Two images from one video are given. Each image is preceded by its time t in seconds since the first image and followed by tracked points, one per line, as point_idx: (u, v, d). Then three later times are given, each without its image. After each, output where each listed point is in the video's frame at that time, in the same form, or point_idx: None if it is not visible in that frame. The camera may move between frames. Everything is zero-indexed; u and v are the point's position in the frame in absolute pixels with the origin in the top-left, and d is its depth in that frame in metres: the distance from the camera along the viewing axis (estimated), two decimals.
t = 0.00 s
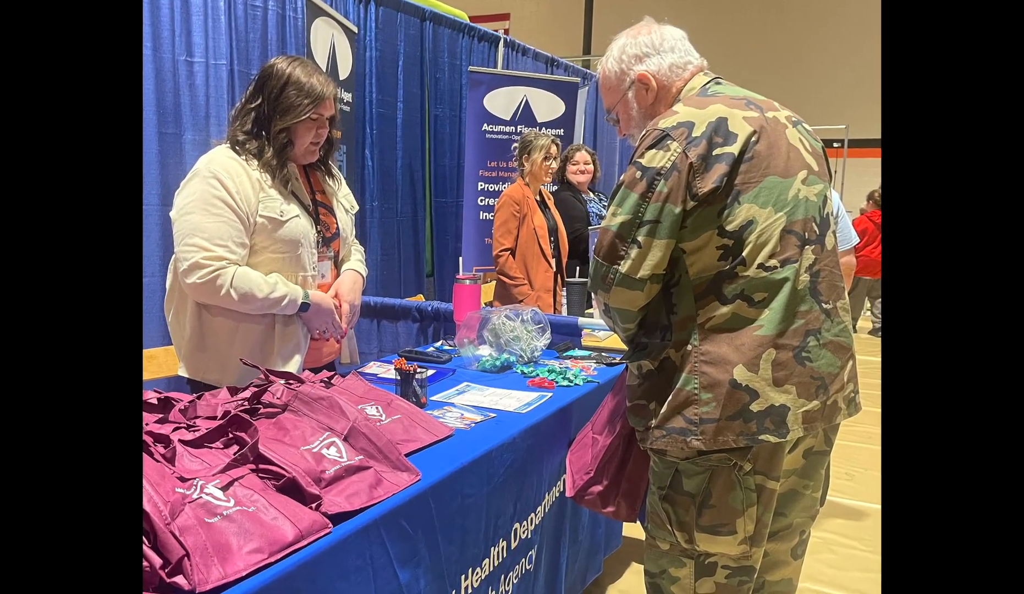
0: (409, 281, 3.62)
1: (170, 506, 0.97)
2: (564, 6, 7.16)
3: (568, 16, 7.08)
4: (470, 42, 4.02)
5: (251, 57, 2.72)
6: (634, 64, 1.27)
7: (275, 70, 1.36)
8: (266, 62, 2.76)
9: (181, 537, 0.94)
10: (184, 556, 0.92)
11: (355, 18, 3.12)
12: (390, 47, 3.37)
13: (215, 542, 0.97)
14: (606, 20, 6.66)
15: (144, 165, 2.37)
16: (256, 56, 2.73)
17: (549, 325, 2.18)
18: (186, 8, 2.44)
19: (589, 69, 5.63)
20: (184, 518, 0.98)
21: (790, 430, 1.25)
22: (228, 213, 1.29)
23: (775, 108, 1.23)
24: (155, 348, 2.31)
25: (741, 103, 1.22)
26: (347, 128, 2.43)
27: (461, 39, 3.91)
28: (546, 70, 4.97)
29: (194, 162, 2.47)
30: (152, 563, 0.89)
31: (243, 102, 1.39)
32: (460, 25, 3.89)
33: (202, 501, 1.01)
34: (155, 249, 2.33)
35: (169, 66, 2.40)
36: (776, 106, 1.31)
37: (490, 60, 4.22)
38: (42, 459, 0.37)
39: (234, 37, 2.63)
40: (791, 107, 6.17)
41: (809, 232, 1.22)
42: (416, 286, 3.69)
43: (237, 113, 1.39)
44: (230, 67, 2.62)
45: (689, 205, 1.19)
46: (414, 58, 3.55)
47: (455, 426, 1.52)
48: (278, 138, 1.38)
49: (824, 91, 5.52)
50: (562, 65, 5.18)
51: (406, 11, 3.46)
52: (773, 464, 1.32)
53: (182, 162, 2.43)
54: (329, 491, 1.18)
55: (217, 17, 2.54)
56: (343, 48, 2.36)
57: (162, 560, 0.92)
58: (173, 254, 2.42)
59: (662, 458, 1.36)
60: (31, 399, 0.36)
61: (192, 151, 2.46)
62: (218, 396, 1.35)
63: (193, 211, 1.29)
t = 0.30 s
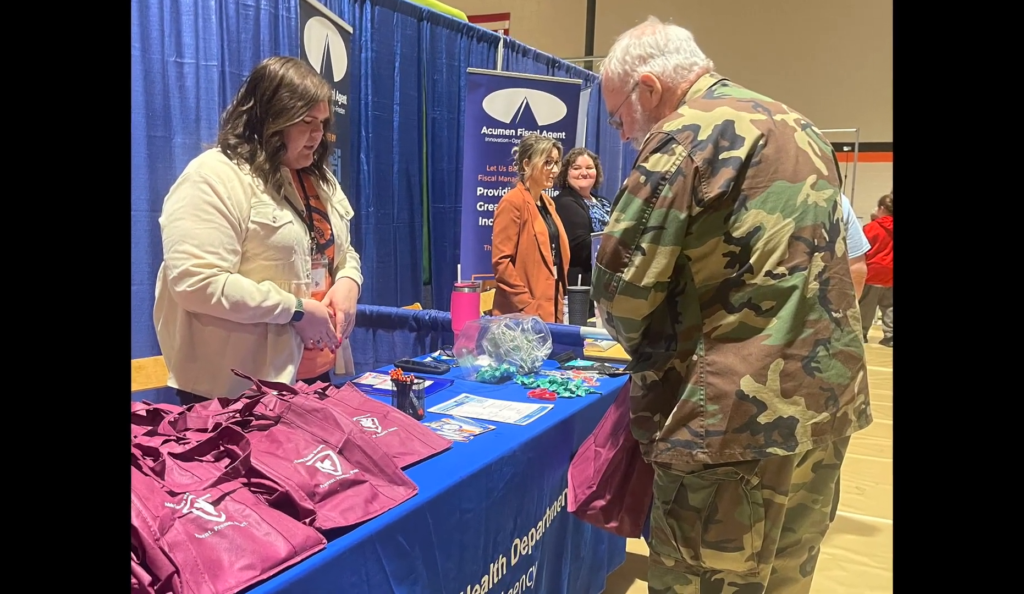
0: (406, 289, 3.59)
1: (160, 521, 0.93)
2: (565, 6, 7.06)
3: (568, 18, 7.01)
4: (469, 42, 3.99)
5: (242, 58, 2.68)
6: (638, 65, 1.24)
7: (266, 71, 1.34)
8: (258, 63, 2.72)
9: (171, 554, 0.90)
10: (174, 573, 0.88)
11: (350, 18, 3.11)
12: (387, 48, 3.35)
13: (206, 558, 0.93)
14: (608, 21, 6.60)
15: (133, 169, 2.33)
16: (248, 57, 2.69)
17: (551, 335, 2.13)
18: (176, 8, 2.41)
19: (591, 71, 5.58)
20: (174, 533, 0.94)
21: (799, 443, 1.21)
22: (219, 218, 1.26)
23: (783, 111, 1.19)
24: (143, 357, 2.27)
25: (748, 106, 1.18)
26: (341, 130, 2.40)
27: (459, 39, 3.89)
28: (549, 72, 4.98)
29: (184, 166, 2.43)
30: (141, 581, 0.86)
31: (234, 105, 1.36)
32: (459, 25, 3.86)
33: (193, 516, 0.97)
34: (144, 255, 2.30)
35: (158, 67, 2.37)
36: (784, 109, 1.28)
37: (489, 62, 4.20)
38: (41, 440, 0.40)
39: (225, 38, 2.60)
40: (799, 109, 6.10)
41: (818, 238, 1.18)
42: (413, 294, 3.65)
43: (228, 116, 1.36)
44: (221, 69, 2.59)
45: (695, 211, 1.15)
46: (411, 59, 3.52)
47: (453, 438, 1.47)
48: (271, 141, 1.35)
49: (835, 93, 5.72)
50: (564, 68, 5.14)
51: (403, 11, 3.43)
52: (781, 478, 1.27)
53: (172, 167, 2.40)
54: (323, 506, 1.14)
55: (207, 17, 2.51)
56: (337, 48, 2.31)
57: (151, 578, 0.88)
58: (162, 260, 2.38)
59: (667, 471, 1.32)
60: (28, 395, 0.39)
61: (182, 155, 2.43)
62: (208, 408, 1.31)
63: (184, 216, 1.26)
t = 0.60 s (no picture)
0: (402, 298, 3.55)
1: (147, 538, 0.90)
2: (566, 5, 6.92)
3: (569, 18, 6.93)
4: (467, 43, 3.96)
5: (234, 59, 2.63)
6: (642, 66, 1.20)
7: (258, 73, 1.31)
8: (249, 63, 2.67)
9: (160, 572, 0.87)
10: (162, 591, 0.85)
11: (345, 17, 3.06)
12: (382, 48, 3.32)
13: (196, 576, 0.90)
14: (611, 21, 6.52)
15: (121, 174, 2.28)
16: (240, 59, 2.64)
17: (552, 345, 2.09)
18: (165, 7, 2.35)
19: (593, 73, 5.52)
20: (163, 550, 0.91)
21: (809, 456, 1.17)
22: (209, 224, 1.23)
23: (792, 113, 1.16)
24: (131, 367, 2.23)
25: (756, 108, 1.15)
26: (337, 133, 2.36)
27: (457, 39, 3.86)
28: (551, 74, 4.97)
29: (173, 171, 2.38)
30: None
31: (225, 108, 1.33)
32: (456, 25, 3.84)
33: (182, 532, 0.94)
34: (132, 262, 2.25)
35: (146, 68, 2.32)
36: (793, 111, 1.24)
37: (489, 62, 4.17)
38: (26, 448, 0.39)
39: (216, 38, 2.55)
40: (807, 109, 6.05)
41: (828, 245, 1.14)
42: (410, 303, 3.62)
43: (219, 120, 1.33)
44: (212, 70, 2.54)
45: (701, 217, 1.12)
46: (407, 60, 3.48)
47: (452, 451, 1.43)
48: (264, 146, 1.33)
49: (847, 94, 5.71)
50: (564, 68, 5.10)
51: (398, 11, 3.40)
52: (790, 492, 1.23)
53: (162, 171, 2.35)
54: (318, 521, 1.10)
55: (198, 16, 2.45)
56: (331, 48, 2.27)
57: None
58: (150, 267, 2.33)
59: (672, 486, 1.28)
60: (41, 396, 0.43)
61: (172, 159, 2.37)
62: (199, 420, 1.28)
63: (173, 223, 1.23)
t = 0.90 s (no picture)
0: (399, 307, 3.52)
1: (136, 556, 0.88)
2: (566, 6, 6.80)
3: (569, 18, 6.79)
4: (466, 43, 3.92)
5: (224, 61, 2.54)
6: (646, 68, 1.17)
7: (249, 74, 1.29)
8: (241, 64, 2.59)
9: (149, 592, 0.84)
10: None
11: (340, 17, 3.04)
12: (378, 49, 3.29)
13: None
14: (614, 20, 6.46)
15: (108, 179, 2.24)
16: (230, 59, 2.54)
17: (553, 355, 2.04)
18: (153, 7, 2.30)
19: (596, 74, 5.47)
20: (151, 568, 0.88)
21: (819, 470, 1.13)
22: (199, 231, 1.21)
23: (800, 116, 1.12)
24: (119, 379, 2.18)
25: (764, 111, 1.12)
26: (331, 137, 2.31)
27: (455, 40, 3.82)
28: (551, 75, 4.93)
29: (162, 175, 2.33)
30: None
31: (216, 110, 1.31)
32: (455, 25, 3.80)
33: (170, 548, 0.91)
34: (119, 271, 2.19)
35: (134, 70, 2.26)
36: (804, 114, 1.21)
37: (488, 63, 4.14)
38: None
39: (206, 39, 2.48)
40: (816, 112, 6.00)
41: (838, 252, 1.10)
42: (406, 313, 3.59)
43: (210, 122, 1.31)
44: (202, 72, 2.47)
45: (707, 223, 1.08)
46: (404, 60, 3.46)
47: (450, 466, 1.38)
48: (256, 150, 1.31)
49: (859, 94, 5.54)
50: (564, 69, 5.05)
51: (395, 10, 3.38)
52: (800, 507, 1.18)
53: (150, 176, 2.29)
54: (312, 537, 1.06)
55: (187, 16, 2.40)
56: (325, 48, 2.24)
57: None
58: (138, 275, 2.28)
59: (677, 501, 1.23)
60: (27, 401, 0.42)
61: (160, 164, 2.32)
62: (189, 433, 1.24)
63: (161, 229, 1.21)
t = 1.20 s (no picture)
0: (396, 318, 3.47)
1: (123, 574, 0.85)
2: (567, 5, 6.66)
3: (571, 18, 6.66)
4: (464, 43, 3.90)
5: (214, 62, 2.51)
6: (651, 69, 1.14)
7: (240, 75, 1.28)
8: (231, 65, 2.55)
9: None
10: None
11: (333, 17, 3.02)
12: (373, 49, 3.26)
13: None
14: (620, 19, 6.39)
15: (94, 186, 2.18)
16: (220, 60, 2.51)
17: (554, 367, 2.00)
18: (140, 6, 2.24)
19: (598, 77, 5.45)
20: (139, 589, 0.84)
21: (829, 486, 1.09)
22: (188, 238, 1.18)
23: (811, 119, 1.09)
24: (106, 392, 2.13)
25: (772, 113, 1.08)
26: (323, 139, 2.30)
27: (453, 40, 3.80)
28: (552, 76, 4.91)
29: (150, 180, 2.27)
30: None
31: (206, 112, 1.29)
32: (452, 25, 3.78)
33: (159, 567, 0.87)
34: (105, 280, 2.14)
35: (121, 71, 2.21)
36: (814, 117, 1.17)
37: (487, 65, 4.12)
38: None
39: (195, 39, 2.43)
40: (830, 116, 5.93)
41: (850, 260, 1.07)
42: (404, 323, 3.54)
43: (200, 125, 1.29)
44: (191, 73, 2.42)
45: (714, 230, 1.05)
46: (401, 62, 3.43)
47: (448, 481, 1.34)
48: (248, 153, 1.29)
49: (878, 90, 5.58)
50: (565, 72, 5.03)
51: (392, 10, 3.34)
52: (810, 524, 1.14)
53: (138, 181, 2.24)
54: (305, 556, 1.01)
55: (176, 16, 2.35)
56: (318, 48, 2.21)
57: None
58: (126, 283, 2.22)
59: (683, 517, 1.19)
60: None
61: (148, 169, 2.26)
62: (177, 447, 1.20)
63: (149, 236, 1.18)
